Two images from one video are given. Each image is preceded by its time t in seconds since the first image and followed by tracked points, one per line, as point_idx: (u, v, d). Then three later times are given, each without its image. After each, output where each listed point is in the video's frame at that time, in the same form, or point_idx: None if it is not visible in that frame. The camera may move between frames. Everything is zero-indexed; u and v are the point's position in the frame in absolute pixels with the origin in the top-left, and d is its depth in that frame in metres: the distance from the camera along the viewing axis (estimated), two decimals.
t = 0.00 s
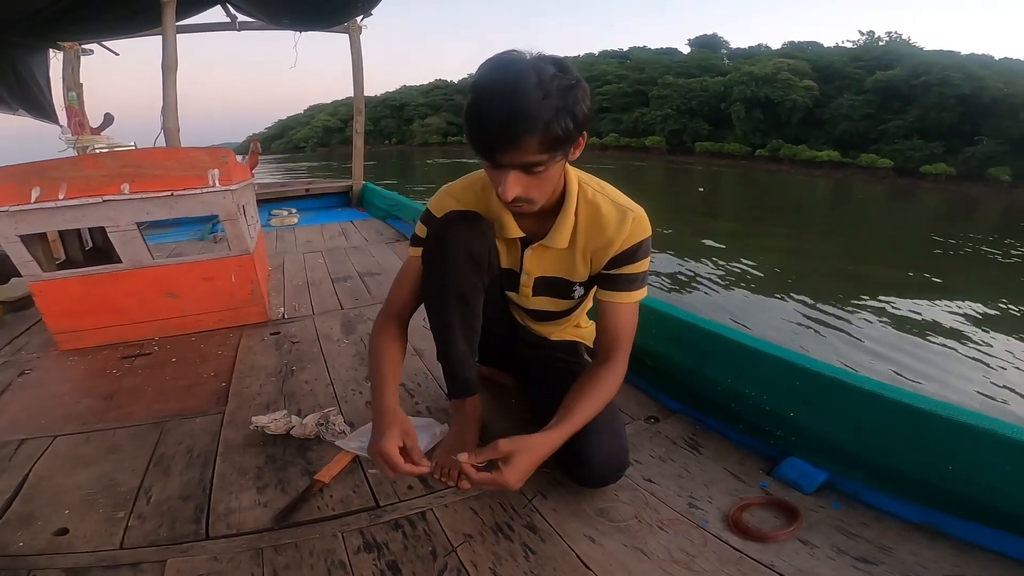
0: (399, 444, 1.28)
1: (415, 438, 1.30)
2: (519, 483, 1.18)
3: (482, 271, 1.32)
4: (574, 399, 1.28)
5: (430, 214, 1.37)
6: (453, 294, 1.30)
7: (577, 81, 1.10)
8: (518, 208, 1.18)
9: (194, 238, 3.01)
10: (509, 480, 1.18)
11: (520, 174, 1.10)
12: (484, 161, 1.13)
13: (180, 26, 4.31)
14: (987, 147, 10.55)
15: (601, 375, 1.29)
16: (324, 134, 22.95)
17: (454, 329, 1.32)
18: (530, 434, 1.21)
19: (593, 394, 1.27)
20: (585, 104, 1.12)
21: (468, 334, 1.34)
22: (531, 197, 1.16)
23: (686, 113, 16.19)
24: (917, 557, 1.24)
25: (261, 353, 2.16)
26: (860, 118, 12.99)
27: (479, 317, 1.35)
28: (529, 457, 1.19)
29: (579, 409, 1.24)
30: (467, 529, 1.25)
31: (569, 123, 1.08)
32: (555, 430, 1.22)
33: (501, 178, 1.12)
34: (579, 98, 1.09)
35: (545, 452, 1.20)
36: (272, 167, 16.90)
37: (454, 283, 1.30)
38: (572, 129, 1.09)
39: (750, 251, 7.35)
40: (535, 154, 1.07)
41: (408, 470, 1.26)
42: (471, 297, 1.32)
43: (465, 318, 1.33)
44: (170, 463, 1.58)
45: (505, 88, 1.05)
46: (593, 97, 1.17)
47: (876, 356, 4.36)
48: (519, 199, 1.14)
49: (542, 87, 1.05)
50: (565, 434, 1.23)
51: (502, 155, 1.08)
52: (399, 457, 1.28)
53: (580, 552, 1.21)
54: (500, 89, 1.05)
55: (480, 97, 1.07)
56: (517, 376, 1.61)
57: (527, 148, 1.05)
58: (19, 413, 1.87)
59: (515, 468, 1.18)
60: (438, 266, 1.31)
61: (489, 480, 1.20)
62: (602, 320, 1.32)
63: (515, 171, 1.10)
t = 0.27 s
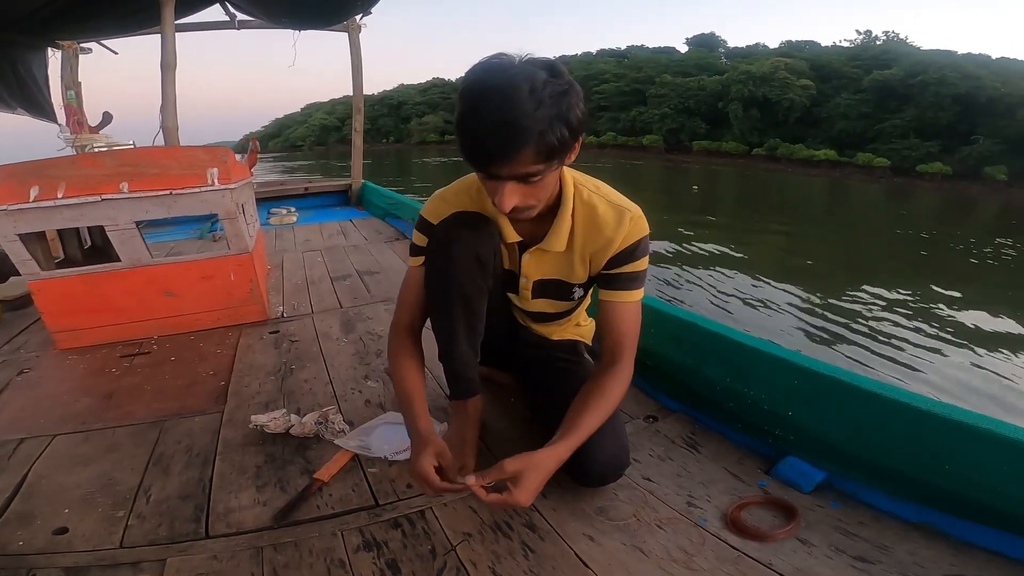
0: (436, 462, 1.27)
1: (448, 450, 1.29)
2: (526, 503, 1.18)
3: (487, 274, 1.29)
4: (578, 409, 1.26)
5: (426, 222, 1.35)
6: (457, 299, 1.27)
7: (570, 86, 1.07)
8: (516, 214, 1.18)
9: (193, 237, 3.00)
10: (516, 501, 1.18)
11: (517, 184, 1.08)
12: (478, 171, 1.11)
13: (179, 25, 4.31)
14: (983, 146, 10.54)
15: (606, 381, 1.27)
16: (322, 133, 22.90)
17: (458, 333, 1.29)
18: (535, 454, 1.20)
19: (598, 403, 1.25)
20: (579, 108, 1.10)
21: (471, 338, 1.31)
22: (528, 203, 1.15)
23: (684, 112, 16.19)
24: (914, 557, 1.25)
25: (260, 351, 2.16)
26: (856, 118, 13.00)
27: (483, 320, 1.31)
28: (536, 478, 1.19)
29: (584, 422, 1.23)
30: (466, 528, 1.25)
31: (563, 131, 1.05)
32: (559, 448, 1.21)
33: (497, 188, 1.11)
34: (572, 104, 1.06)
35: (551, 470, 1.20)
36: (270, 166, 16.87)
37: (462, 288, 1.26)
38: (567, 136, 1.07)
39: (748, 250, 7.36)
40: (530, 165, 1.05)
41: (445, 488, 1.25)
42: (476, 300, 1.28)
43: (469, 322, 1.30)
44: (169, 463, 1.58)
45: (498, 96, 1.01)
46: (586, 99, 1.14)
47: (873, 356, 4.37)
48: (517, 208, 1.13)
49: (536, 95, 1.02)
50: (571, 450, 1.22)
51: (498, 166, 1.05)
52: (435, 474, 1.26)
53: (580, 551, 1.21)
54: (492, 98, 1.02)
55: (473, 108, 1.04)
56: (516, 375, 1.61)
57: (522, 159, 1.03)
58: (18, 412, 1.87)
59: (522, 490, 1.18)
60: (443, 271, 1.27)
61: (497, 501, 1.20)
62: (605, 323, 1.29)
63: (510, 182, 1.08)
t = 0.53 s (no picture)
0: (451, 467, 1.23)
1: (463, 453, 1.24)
2: (535, 513, 1.16)
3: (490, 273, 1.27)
4: (583, 413, 1.24)
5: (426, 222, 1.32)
6: (459, 299, 1.25)
7: (578, 89, 1.03)
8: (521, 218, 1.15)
9: (190, 232, 2.99)
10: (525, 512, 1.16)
11: (522, 194, 1.06)
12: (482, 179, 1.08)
13: (177, 19, 4.28)
14: (978, 143, 10.50)
15: (611, 383, 1.25)
16: (319, 129, 22.79)
17: (460, 331, 1.27)
18: (542, 464, 1.17)
19: (604, 408, 1.23)
20: (588, 111, 1.05)
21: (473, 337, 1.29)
22: (534, 209, 1.12)
23: (681, 108, 16.17)
24: (916, 555, 1.24)
25: (258, 347, 2.15)
26: (853, 115, 12.98)
27: (485, 318, 1.30)
28: (544, 488, 1.17)
29: (591, 429, 1.20)
30: (467, 526, 1.24)
31: (571, 138, 1.02)
32: (567, 457, 1.18)
33: (501, 196, 1.08)
34: (580, 110, 1.02)
35: (558, 479, 1.18)
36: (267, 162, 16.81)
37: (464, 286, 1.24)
38: (575, 143, 1.03)
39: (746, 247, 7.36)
40: (536, 175, 1.02)
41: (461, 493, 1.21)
42: (479, 300, 1.27)
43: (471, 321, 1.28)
44: (167, 460, 1.57)
45: (503, 102, 0.96)
46: (598, 98, 1.09)
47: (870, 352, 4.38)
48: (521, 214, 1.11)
49: (543, 101, 0.97)
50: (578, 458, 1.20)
51: (503, 176, 1.02)
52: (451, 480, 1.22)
53: (582, 550, 1.20)
54: (497, 104, 0.97)
55: (475, 117, 0.99)
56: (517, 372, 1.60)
57: (527, 170, 1.00)
58: (15, 409, 1.85)
59: (530, 501, 1.16)
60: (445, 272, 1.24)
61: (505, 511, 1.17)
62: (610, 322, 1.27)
63: (515, 191, 1.05)
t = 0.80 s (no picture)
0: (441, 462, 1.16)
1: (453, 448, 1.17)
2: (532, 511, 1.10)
3: (483, 257, 1.19)
4: (579, 404, 1.18)
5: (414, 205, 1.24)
6: (448, 284, 1.17)
7: (581, 60, 0.95)
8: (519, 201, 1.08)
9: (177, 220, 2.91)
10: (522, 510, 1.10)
11: (519, 175, 0.99)
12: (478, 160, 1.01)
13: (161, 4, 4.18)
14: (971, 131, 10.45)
15: (609, 372, 1.19)
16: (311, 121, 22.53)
17: (450, 315, 1.20)
18: (538, 458, 1.11)
19: (603, 398, 1.17)
20: (592, 84, 0.98)
21: (466, 321, 1.22)
22: (532, 191, 1.06)
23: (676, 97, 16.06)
24: (927, 547, 1.19)
25: (245, 333, 2.09)
26: (845, 102, 12.86)
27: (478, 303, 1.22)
28: (542, 484, 1.11)
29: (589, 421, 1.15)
30: (460, 518, 1.19)
31: (573, 113, 0.95)
32: (564, 450, 1.13)
33: (498, 178, 1.01)
34: (584, 83, 0.95)
35: (556, 475, 1.12)
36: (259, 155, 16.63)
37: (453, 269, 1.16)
38: (577, 119, 0.96)
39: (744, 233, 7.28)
40: (535, 154, 0.96)
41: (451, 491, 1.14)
42: (469, 285, 1.19)
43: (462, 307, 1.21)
44: (148, 452, 1.51)
45: (500, 74, 0.90)
46: (603, 70, 1.02)
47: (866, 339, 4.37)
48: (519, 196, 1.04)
49: (542, 73, 0.91)
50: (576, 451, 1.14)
51: (499, 156, 0.96)
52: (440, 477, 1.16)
53: (580, 543, 1.14)
54: (496, 77, 0.90)
55: (469, 92, 0.92)
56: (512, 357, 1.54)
57: (525, 148, 0.94)
58: None
59: (527, 499, 1.10)
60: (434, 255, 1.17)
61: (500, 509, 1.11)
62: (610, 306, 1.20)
63: (513, 171, 0.99)
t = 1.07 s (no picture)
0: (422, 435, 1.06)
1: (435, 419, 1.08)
2: (527, 491, 0.99)
3: (468, 202, 1.10)
4: (574, 368, 1.07)
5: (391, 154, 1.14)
6: (430, 230, 1.07)
7: None
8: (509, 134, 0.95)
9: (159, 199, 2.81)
10: (515, 490, 0.99)
11: (510, 92, 0.87)
12: (462, 85, 0.89)
13: None
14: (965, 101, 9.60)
15: (607, 331, 1.09)
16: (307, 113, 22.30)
17: (433, 266, 1.09)
18: (530, 430, 1.00)
19: (600, 362, 1.06)
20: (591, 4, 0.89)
21: (452, 274, 1.12)
22: (524, 120, 0.92)
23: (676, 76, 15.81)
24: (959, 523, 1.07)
25: (226, 306, 2.00)
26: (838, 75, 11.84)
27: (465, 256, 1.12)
28: (535, 459, 1.00)
29: (585, 388, 1.04)
30: (446, 498, 1.08)
31: (572, 20, 0.85)
32: (559, 421, 1.02)
33: (485, 102, 0.88)
34: None
35: (551, 449, 1.01)
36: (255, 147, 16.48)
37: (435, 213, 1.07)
38: (576, 29, 0.86)
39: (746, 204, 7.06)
40: (529, 62, 0.83)
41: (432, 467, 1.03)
42: (452, 231, 1.08)
43: (446, 258, 1.10)
44: (117, 432, 1.41)
45: None
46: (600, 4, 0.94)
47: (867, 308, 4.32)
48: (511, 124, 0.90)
49: None
50: (572, 422, 1.03)
51: (488, 67, 0.83)
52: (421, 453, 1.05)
53: (579, 522, 1.04)
54: (491, 2, 0.81)
55: None
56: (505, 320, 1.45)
57: (518, 52, 0.82)
58: None
59: (518, 476, 0.99)
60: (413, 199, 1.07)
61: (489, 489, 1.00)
62: (604, 261, 1.12)
63: (502, 87, 0.86)
